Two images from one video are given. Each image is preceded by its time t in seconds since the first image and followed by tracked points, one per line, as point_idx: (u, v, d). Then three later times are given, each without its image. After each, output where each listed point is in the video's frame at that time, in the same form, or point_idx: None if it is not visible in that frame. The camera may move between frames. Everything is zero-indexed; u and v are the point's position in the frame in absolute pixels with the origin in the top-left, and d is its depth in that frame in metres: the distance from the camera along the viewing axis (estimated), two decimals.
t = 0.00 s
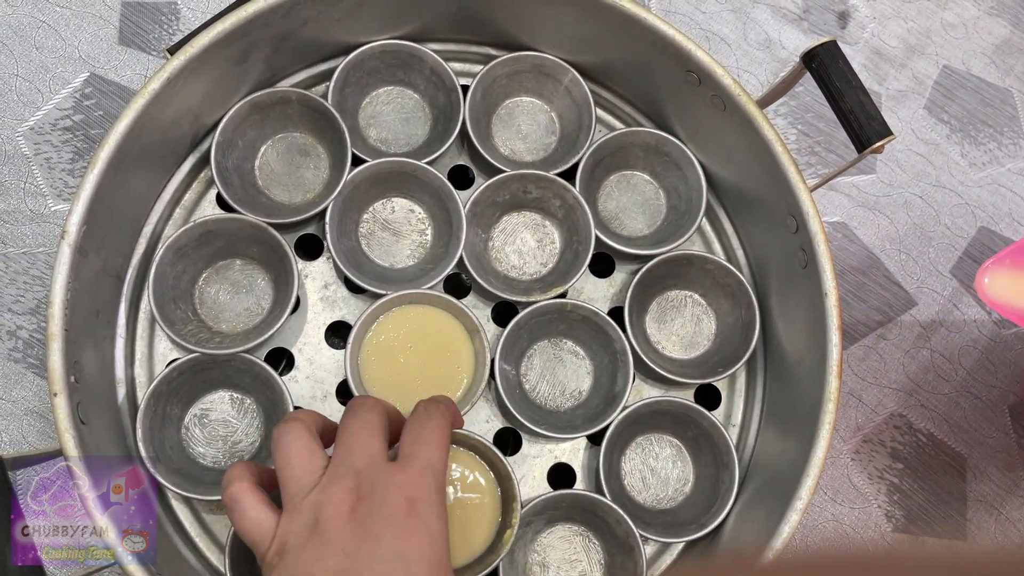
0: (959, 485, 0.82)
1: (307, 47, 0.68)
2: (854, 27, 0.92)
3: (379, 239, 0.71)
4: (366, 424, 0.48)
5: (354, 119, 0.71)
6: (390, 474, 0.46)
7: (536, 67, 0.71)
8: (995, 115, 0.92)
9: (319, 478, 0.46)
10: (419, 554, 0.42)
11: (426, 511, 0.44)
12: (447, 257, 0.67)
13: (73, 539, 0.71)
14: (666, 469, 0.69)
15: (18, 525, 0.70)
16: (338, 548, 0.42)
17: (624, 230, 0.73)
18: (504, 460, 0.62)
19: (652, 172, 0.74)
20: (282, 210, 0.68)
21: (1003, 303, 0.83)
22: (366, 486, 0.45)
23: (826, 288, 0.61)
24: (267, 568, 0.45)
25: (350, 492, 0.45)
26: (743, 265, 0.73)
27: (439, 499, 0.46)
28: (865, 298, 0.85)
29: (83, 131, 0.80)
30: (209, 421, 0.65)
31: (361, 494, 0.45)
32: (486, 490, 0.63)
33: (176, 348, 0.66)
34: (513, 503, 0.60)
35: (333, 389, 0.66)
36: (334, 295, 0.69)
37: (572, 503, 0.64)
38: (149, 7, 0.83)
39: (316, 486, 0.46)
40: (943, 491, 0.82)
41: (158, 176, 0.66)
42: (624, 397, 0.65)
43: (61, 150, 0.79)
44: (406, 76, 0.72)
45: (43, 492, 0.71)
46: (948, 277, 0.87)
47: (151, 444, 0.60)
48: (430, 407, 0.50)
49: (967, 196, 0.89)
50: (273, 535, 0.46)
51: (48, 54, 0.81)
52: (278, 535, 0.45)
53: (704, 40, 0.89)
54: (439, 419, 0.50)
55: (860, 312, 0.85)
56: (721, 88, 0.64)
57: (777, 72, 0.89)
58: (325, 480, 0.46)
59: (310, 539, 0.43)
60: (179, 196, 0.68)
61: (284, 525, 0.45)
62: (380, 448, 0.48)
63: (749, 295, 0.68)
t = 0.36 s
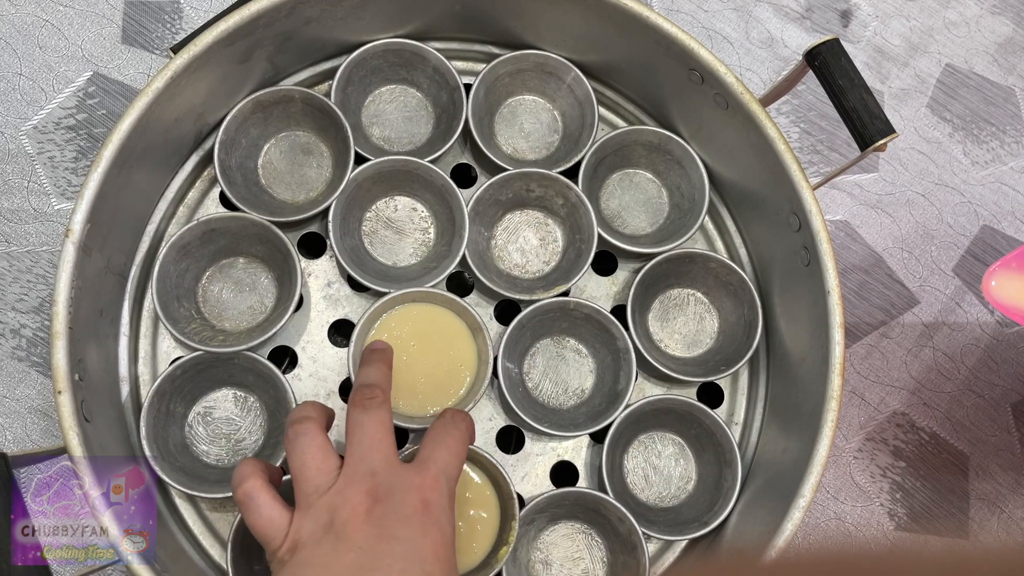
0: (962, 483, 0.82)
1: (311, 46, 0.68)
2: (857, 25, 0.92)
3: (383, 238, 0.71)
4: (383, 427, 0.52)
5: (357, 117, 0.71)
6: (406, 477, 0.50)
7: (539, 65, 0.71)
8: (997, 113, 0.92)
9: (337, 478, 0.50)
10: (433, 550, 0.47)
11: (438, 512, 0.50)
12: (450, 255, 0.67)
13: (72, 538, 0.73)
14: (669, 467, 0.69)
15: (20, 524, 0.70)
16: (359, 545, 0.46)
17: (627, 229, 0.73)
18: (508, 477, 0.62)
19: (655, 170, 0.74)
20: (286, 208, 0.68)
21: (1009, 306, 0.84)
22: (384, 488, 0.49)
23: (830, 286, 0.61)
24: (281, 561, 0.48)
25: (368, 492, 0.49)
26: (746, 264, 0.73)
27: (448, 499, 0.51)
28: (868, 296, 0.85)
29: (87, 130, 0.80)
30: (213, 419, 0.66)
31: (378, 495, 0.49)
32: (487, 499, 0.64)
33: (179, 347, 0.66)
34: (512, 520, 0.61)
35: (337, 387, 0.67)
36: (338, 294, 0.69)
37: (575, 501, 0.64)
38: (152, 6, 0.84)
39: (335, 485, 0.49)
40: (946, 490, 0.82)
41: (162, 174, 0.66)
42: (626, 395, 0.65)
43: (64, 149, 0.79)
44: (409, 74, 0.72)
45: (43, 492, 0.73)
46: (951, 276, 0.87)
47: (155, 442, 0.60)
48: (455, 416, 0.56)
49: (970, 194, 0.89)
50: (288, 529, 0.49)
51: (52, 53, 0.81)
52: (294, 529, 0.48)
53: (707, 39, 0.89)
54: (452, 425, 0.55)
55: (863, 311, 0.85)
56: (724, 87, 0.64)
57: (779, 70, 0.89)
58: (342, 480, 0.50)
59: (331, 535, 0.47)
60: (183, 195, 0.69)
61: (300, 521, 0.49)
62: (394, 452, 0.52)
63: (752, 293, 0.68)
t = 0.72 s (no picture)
0: (964, 480, 0.82)
1: (312, 43, 0.68)
2: (858, 22, 0.92)
3: (384, 234, 0.71)
4: (383, 414, 0.52)
5: (358, 114, 0.72)
6: (406, 462, 0.51)
7: (541, 62, 0.71)
8: (999, 110, 0.92)
9: (338, 463, 0.50)
10: (434, 533, 0.48)
11: (438, 496, 0.50)
12: (452, 251, 0.67)
13: (72, 538, 0.74)
14: (671, 462, 0.69)
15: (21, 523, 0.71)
16: (361, 529, 0.47)
17: (628, 225, 0.73)
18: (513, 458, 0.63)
19: (656, 167, 0.75)
20: (287, 205, 0.68)
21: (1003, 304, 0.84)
22: (385, 473, 0.50)
23: (830, 282, 0.61)
24: (283, 544, 0.48)
25: (369, 477, 0.49)
26: (748, 260, 0.73)
27: (447, 483, 0.52)
28: (869, 293, 0.85)
29: (89, 127, 0.80)
30: (214, 415, 0.66)
31: (379, 480, 0.49)
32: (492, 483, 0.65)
33: (181, 343, 0.66)
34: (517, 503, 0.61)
35: (338, 383, 0.67)
36: (339, 290, 0.69)
37: (581, 502, 0.64)
38: (154, 3, 0.84)
39: (336, 471, 0.50)
40: (948, 486, 0.82)
41: (164, 171, 0.66)
42: (627, 391, 0.65)
43: (67, 146, 0.79)
44: (411, 71, 0.72)
45: (43, 492, 0.75)
46: (953, 272, 0.87)
47: (157, 438, 0.61)
48: (466, 408, 0.56)
49: (972, 191, 0.89)
50: (290, 514, 0.49)
51: (54, 50, 0.82)
52: (296, 514, 0.49)
53: (708, 36, 0.89)
54: (455, 415, 0.55)
55: (864, 307, 0.85)
56: (725, 83, 0.64)
57: (781, 67, 0.89)
58: (343, 466, 0.50)
59: (333, 520, 0.47)
60: (185, 191, 0.69)
61: (302, 507, 0.49)
62: (395, 438, 0.52)
63: (753, 289, 0.68)
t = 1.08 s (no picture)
0: (975, 475, 0.81)
1: (310, 26, 0.67)
2: (867, 8, 0.90)
3: (383, 222, 0.69)
4: (386, 410, 0.51)
5: (357, 99, 0.70)
6: (408, 462, 0.50)
7: (543, 46, 0.69)
8: (1011, 98, 0.90)
9: (337, 460, 0.49)
10: (432, 537, 0.48)
11: (438, 497, 0.50)
12: (452, 239, 0.66)
13: (72, 538, 0.72)
14: (677, 456, 0.67)
15: (19, 524, 0.70)
16: (360, 530, 0.47)
17: (633, 213, 0.72)
18: (516, 453, 0.61)
19: (662, 154, 0.73)
20: (284, 191, 0.67)
21: None
22: (386, 473, 0.49)
23: (842, 270, 0.59)
24: (278, 542, 0.48)
25: (369, 477, 0.48)
26: (755, 249, 0.71)
27: (448, 485, 0.51)
28: (879, 284, 0.84)
29: (83, 114, 0.79)
30: (209, 407, 0.64)
31: (379, 479, 0.49)
32: (494, 477, 0.64)
33: (175, 332, 0.64)
34: (519, 497, 0.60)
35: (336, 374, 0.65)
36: (337, 279, 0.67)
37: (584, 496, 0.62)
38: None
39: (336, 468, 0.49)
40: (959, 481, 0.80)
41: (158, 156, 0.64)
42: (632, 383, 0.63)
43: (60, 133, 0.78)
44: (411, 55, 0.71)
45: (43, 492, 0.73)
46: (964, 263, 0.85)
47: (149, 429, 0.59)
48: (466, 408, 0.54)
49: (984, 180, 0.87)
50: (285, 510, 0.49)
51: (47, 36, 0.80)
52: (293, 510, 0.48)
53: (714, 22, 0.87)
54: (456, 415, 0.54)
55: (873, 299, 0.83)
56: (733, 66, 0.62)
57: (788, 54, 0.87)
58: (342, 464, 0.49)
59: (330, 520, 0.47)
60: (179, 177, 0.67)
61: (298, 505, 0.48)
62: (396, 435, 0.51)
63: (761, 278, 0.66)
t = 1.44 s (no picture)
0: (990, 469, 0.79)
1: (309, 4, 0.65)
2: None
3: (385, 207, 0.67)
4: (423, 345, 0.45)
5: (358, 80, 0.68)
6: (458, 404, 0.44)
7: (550, 26, 0.68)
8: None
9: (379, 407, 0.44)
10: (494, 492, 0.41)
11: (500, 445, 0.43)
12: (456, 224, 0.64)
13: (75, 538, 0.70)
14: (686, 448, 0.65)
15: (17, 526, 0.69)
16: (409, 485, 0.41)
17: (641, 199, 0.70)
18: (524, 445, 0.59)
19: (671, 138, 0.71)
20: (283, 175, 0.65)
21: None
22: (433, 420, 0.43)
23: (859, 255, 0.57)
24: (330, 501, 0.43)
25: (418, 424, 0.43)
26: (767, 235, 0.69)
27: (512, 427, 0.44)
28: (892, 274, 0.82)
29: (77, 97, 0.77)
30: (205, 396, 0.62)
31: (429, 426, 0.43)
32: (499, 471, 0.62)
33: (171, 320, 0.63)
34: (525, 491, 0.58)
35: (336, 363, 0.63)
36: (337, 266, 0.65)
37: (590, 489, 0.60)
38: None
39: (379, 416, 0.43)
40: (974, 476, 0.78)
41: (152, 138, 0.62)
42: (640, 373, 0.61)
43: (54, 117, 0.76)
44: (413, 36, 0.69)
45: (43, 492, 0.71)
46: (979, 253, 0.83)
47: (143, 418, 0.57)
48: (510, 335, 0.46)
49: (1000, 168, 0.85)
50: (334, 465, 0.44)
51: (41, 17, 0.78)
52: (340, 466, 0.44)
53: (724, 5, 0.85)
54: (502, 343, 0.46)
55: (886, 288, 0.81)
56: (746, 45, 0.60)
57: (800, 38, 0.85)
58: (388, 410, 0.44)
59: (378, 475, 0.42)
60: (175, 160, 0.65)
61: (346, 457, 0.44)
62: (440, 371, 0.45)
63: (774, 266, 0.64)
